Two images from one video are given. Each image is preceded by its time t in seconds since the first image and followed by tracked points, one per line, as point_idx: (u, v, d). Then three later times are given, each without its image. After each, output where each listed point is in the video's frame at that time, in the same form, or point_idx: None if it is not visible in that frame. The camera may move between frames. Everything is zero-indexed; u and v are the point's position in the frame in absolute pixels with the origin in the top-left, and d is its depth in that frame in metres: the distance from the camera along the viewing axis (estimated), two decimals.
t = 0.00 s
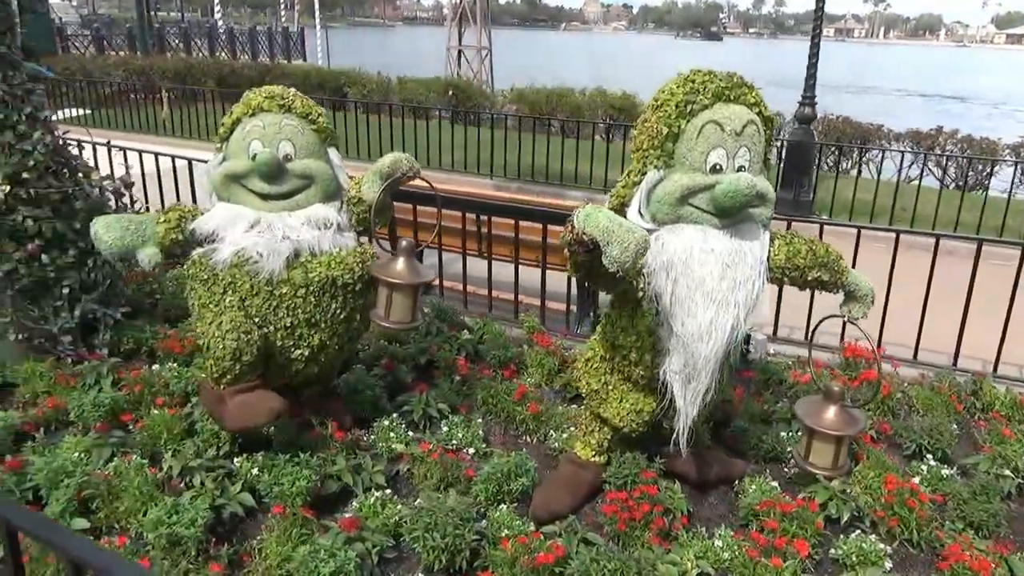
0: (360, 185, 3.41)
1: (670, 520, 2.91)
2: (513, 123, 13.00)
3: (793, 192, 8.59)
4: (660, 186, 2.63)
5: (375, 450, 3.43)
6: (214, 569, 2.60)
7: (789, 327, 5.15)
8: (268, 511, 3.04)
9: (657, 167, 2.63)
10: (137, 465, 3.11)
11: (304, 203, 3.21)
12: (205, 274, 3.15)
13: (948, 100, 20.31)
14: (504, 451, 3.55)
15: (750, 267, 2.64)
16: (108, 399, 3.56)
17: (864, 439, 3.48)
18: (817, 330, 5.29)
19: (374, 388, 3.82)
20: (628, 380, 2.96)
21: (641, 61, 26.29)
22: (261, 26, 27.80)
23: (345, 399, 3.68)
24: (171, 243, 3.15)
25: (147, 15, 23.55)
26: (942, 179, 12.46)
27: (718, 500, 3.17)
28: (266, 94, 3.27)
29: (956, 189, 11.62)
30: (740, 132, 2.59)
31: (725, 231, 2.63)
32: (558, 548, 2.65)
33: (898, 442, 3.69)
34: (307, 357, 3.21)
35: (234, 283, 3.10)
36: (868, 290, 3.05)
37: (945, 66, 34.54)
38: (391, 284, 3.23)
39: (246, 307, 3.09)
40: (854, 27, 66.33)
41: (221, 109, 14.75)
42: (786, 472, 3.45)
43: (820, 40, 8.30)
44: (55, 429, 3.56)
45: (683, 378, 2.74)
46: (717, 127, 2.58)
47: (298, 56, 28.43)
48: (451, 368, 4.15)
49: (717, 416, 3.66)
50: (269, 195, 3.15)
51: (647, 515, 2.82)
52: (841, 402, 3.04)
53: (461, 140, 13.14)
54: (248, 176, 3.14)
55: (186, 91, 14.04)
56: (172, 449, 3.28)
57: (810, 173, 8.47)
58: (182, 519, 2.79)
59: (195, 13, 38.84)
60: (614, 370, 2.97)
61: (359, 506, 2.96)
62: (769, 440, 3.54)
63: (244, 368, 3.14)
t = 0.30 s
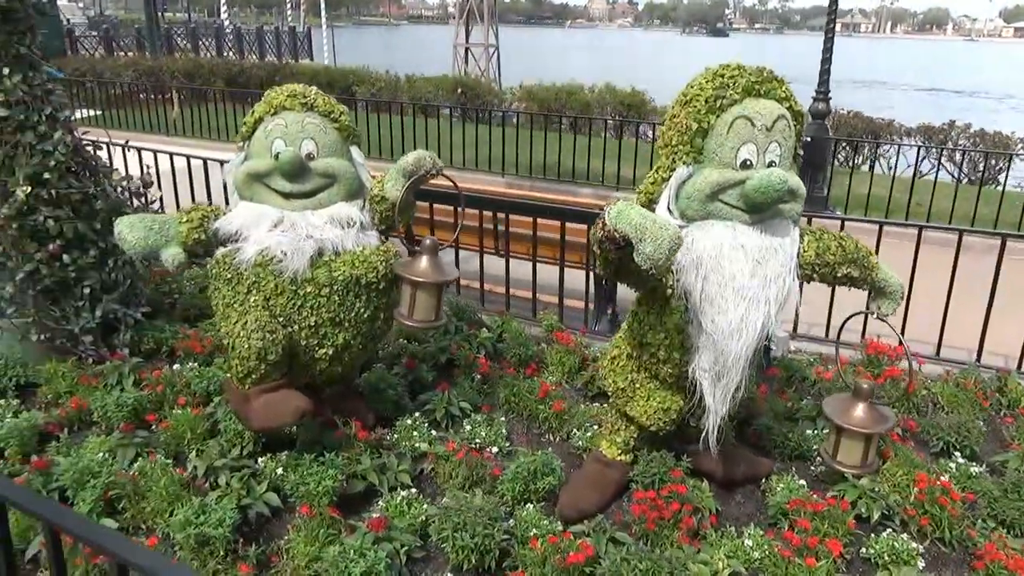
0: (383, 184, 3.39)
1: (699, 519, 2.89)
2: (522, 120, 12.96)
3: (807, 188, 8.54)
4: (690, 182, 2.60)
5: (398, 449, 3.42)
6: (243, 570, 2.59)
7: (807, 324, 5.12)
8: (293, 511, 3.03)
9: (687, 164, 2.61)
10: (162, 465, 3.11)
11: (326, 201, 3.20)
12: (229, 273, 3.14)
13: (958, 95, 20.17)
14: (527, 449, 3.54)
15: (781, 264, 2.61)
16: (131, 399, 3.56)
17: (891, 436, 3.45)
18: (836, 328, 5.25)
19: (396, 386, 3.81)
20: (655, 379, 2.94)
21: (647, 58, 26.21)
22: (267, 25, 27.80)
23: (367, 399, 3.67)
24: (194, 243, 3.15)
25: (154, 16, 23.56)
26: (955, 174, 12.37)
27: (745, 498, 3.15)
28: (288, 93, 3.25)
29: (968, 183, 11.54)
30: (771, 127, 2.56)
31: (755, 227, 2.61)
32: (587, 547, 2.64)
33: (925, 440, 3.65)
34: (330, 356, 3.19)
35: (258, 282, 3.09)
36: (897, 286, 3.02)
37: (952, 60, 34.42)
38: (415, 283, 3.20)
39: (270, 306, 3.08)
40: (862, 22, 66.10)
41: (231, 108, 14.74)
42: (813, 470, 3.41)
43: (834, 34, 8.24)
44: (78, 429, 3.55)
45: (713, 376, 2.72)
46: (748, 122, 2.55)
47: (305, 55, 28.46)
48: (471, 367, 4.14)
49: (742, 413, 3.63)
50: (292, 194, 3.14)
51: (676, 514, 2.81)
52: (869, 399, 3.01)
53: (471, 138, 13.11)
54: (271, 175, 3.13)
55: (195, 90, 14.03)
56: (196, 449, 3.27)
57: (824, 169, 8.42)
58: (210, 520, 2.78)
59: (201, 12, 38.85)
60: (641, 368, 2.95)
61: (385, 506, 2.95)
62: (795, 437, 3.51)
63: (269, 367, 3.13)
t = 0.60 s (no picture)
0: (399, 184, 3.36)
1: (722, 523, 2.85)
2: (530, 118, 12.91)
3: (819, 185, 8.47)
4: (715, 181, 2.56)
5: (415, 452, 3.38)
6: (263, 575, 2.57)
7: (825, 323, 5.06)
8: (311, 514, 3.00)
9: (711, 162, 2.57)
10: (178, 467, 3.07)
11: (343, 201, 3.16)
12: (245, 274, 3.11)
13: (967, 91, 20.04)
14: (546, 451, 3.50)
15: (808, 264, 2.57)
16: (147, 401, 3.53)
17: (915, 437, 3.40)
18: (853, 328, 5.21)
19: (411, 387, 3.78)
20: (677, 380, 2.90)
21: (653, 56, 26.11)
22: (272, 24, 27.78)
23: (383, 400, 3.64)
24: (210, 243, 3.12)
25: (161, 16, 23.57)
26: (966, 171, 12.27)
27: (768, 500, 3.11)
28: (304, 92, 3.21)
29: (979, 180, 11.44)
30: (798, 125, 2.52)
31: (781, 227, 2.56)
32: (611, 552, 2.60)
33: (949, 441, 3.60)
34: (348, 358, 3.16)
35: (275, 283, 3.05)
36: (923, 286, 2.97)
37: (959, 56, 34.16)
38: (432, 284, 3.16)
39: (287, 307, 3.05)
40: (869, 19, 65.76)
41: (238, 108, 14.72)
42: (836, 472, 3.38)
43: (846, 31, 8.18)
44: (93, 432, 3.53)
45: (738, 377, 2.68)
46: (774, 119, 2.51)
47: (311, 54, 28.45)
48: (486, 367, 4.10)
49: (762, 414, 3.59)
50: (308, 194, 3.11)
51: (700, 518, 2.77)
52: (894, 401, 2.96)
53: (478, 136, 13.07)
54: (287, 176, 3.09)
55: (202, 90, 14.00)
56: (212, 452, 3.25)
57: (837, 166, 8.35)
58: (228, 524, 2.75)
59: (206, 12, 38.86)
60: (663, 369, 2.90)
61: (404, 510, 2.92)
62: (816, 439, 3.47)
63: (286, 369, 3.10)
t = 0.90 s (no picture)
0: (406, 183, 3.28)
1: (741, 529, 2.78)
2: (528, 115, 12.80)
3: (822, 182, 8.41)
4: (735, 177, 2.49)
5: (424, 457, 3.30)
6: None
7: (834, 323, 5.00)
8: (318, 523, 2.92)
9: (732, 159, 2.49)
10: (181, 475, 2.99)
11: (350, 200, 3.08)
12: (248, 276, 3.03)
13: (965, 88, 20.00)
14: (556, 455, 3.42)
15: (831, 263, 2.50)
16: (147, 406, 3.45)
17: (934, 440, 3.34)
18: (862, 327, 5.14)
19: (418, 390, 3.69)
20: (695, 383, 2.82)
21: (649, 53, 26.02)
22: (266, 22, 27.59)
23: (389, 404, 3.56)
24: (213, 244, 3.05)
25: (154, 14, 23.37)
26: (965, 167, 12.23)
27: (786, 505, 3.04)
28: (309, 88, 3.13)
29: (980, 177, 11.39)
30: (821, 120, 2.45)
31: (804, 225, 2.49)
32: (628, 560, 2.53)
33: (966, 443, 3.54)
34: (355, 361, 3.08)
35: (280, 285, 2.97)
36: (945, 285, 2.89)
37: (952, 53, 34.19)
38: (442, 285, 3.11)
39: (293, 310, 2.97)
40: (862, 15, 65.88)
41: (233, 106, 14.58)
42: (853, 475, 3.30)
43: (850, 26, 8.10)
44: (92, 439, 3.44)
45: (759, 380, 2.61)
46: (797, 114, 2.44)
47: (306, 52, 28.27)
48: (494, 369, 4.02)
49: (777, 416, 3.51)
50: (314, 193, 3.02)
51: (719, 524, 2.69)
52: (914, 402, 2.88)
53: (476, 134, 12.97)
54: (292, 174, 3.01)
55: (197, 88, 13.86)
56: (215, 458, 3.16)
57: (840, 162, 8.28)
58: (234, 534, 2.67)
59: (199, 10, 38.62)
60: (679, 372, 2.83)
61: (415, 517, 2.84)
62: (832, 441, 3.40)
63: (292, 374, 3.02)
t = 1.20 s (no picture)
0: (396, 188, 3.16)
1: (749, 541, 2.71)
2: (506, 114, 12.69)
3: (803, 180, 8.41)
4: (744, 181, 2.41)
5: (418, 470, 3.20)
6: None
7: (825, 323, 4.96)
8: (311, 543, 2.80)
9: (740, 162, 2.42)
10: (165, 496, 2.85)
11: (340, 207, 2.96)
12: (234, 287, 2.90)
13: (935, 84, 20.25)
14: (554, 466, 3.33)
15: (841, 270, 2.44)
16: (127, 423, 3.30)
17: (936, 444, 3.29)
18: (853, 328, 5.12)
19: (409, 400, 3.58)
20: (700, 393, 2.74)
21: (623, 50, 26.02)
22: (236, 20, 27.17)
23: (380, 415, 3.44)
24: (195, 253, 2.90)
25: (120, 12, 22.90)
26: (939, 164, 12.34)
27: (791, 514, 2.97)
28: (295, 90, 3.00)
29: (955, 173, 11.50)
30: (832, 122, 2.38)
31: (814, 230, 2.42)
32: None
33: (966, 445, 3.50)
34: (346, 374, 2.96)
35: (268, 296, 2.85)
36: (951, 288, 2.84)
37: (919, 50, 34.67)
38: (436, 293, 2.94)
39: (282, 322, 2.84)
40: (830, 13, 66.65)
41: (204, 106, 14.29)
42: (855, 481, 3.24)
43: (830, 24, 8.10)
44: (69, 457, 3.29)
45: (768, 390, 2.54)
46: (807, 116, 2.36)
47: (277, 51, 27.89)
48: (485, 377, 3.92)
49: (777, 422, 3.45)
50: (302, 199, 2.90)
51: (727, 537, 2.61)
52: (920, 408, 2.82)
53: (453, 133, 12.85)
54: (279, 180, 2.89)
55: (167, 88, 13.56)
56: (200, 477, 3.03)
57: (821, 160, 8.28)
58: (224, 559, 2.56)
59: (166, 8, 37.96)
60: (683, 381, 2.74)
61: (412, 536, 2.74)
62: (834, 447, 3.34)
63: (281, 389, 2.89)
